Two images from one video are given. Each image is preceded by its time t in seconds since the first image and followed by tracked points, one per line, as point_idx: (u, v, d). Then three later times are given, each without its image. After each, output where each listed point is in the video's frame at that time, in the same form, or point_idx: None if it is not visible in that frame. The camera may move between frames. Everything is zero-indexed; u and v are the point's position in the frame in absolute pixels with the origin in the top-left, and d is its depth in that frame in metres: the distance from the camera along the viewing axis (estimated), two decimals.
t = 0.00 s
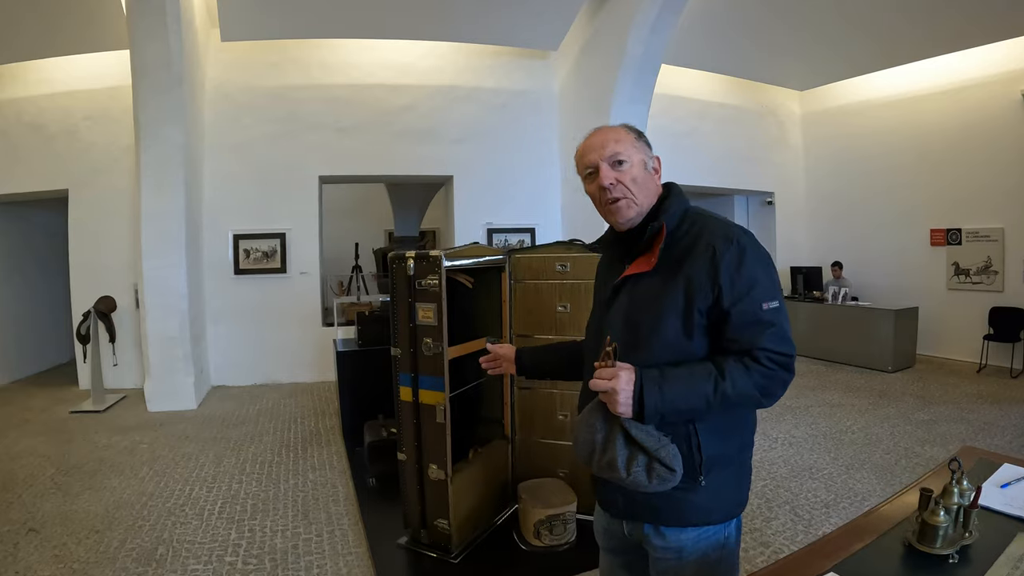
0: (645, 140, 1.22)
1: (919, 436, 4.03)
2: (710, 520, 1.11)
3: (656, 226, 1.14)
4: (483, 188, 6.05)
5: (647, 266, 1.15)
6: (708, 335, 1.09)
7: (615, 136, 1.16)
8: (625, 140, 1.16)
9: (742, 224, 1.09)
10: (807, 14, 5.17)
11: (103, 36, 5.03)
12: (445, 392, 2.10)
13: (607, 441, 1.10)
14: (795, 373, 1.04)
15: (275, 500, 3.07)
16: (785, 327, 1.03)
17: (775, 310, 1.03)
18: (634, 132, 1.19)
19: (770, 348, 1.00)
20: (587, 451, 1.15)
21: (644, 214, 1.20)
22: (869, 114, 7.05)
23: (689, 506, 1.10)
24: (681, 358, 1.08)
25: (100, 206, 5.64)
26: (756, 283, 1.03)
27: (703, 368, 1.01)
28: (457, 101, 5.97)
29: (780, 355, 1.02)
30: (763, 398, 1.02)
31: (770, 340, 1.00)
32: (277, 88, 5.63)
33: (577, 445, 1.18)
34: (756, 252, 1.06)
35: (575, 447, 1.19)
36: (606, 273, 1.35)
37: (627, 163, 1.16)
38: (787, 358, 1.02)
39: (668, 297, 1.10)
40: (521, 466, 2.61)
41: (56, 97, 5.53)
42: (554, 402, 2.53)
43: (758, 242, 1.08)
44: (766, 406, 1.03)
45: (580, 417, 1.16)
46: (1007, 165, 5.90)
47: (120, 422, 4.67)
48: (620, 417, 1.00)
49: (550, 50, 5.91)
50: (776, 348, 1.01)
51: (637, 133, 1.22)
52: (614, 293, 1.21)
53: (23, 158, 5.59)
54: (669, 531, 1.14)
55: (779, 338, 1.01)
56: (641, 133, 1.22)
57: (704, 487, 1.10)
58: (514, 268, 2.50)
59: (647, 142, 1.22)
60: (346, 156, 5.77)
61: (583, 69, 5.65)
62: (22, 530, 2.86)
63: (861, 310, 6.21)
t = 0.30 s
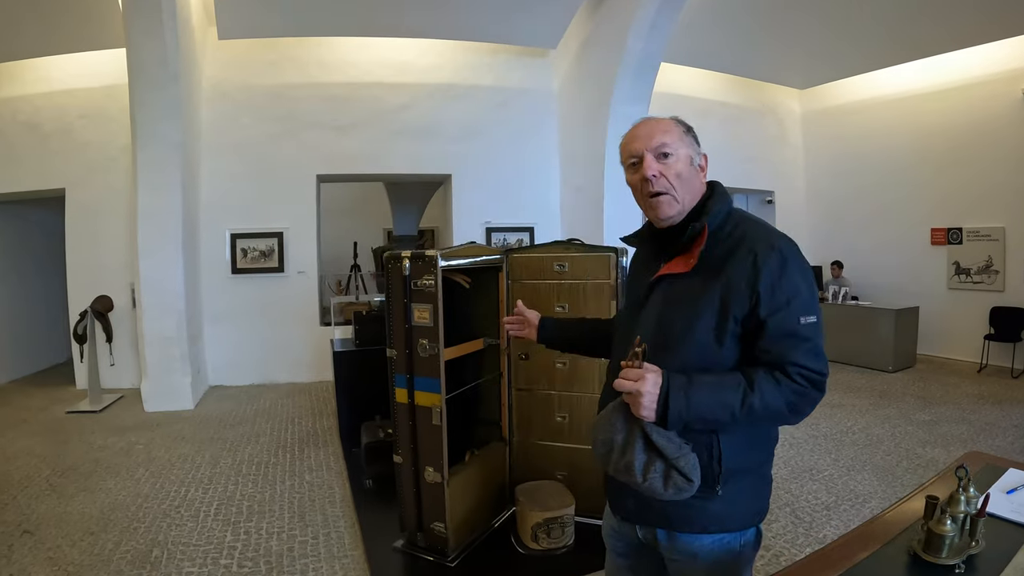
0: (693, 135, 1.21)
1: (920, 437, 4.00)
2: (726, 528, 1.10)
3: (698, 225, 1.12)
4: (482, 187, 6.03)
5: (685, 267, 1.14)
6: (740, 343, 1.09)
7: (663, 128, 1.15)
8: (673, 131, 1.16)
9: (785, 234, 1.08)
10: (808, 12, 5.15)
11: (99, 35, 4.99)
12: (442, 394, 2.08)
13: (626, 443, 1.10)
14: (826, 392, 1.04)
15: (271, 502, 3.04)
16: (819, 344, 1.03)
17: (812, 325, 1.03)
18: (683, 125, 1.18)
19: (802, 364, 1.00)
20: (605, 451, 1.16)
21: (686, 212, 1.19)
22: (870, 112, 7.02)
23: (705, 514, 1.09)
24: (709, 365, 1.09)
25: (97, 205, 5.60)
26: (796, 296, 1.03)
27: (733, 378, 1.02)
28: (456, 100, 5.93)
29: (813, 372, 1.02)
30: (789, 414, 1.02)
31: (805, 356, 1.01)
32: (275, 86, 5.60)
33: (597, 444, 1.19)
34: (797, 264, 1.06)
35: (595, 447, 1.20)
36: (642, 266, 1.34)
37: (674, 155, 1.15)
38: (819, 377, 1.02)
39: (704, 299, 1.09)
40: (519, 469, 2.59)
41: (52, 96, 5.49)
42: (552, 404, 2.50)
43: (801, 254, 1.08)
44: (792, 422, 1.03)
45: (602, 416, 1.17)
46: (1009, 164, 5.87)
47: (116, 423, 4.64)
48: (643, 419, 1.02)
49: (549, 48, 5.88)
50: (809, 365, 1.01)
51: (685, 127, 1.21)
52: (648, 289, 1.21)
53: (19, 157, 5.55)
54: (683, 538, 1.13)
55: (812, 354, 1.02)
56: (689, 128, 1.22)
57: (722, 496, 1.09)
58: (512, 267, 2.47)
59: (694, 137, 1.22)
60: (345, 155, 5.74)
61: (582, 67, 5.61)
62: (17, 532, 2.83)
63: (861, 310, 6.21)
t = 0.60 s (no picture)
0: (706, 134, 1.18)
1: (920, 437, 3.99)
2: (741, 528, 1.15)
3: (713, 231, 1.15)
4: (481, 186, 6.02)
5: (703, 271, 1.17)
6: (756, 351, 1.11)
7: (664, 136, 1.15)
8: (675, 140, 1.15)
9: (806, 241, 1.07)
10: (808, 11, 5.13)
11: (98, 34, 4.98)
12: (435, 394, 2.07)
13: (641, 447, 1.14)
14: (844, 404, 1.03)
15: (268, 501, 3.04)
16: (838, 354, 1.02)
17: (831, 335, 1.02)
18: (691, 129, 1.16)
19: (817, 378, 1.00)
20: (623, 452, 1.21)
21: (699, 215, 1.21)
22: (870, 111, 7.00)
23: (721, 514, 1.14)
24: (724, 372, 1.12)
25: (95, 204, 5.60)
26: (813, 306, 1.02)
27: (744, 389, 1.04)
28: (456, 98, 5.92)
29: (828, 384, 1.01)
30: (803, 425, 1.03)
31: (819, 368, 1.01)
32: (274, 84, 5.59)
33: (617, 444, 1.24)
34: (817, 272, 1.05)
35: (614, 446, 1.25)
36: (672, 267, 1.38)
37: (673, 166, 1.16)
38: (835, 389, 1.02)
39: (720, 307, 1.12)
40: (514, 469, 2.58)
41: (51, 95, 5.48)
42: (548, 404, 2.49)
43: (823, 262, 1.07)
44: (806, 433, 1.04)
45: (620, 420, 1.22)
46: (1011, 164, 5.84)
47: (114, 421, 4.64)
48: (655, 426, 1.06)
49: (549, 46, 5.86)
50: (823, 376, 1.01)
51: (700, 127, 1.18)
52: (669, 292, 1.25)
53: (17, 155, 5.54)
54: (700, 535, 1.18)
55: (828, 366, 1.01)
56: (704, 126, 1.17)
57: (737, 498, 1.13)
58: (507, 266, 2.45)
59: (710, 136, 1.18)
60: (343, 154, 5.73)
61: (582, 66, 5.59)
62: (14, 530, 2.83)
63: (861, 310, 6.21)
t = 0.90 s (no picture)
0: (665, 153, 1.16)
1: (918, 438, 3.98)
2: (719, 520, 1.19)
3: (696, 231, 1.17)
4: (480, 185, 6.02)
5: (687, 269, 1.21)
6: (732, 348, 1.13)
7: (629, 158, 1.22)
8: (636, 161, 1.21)
9: (784, 243, 1.08)
10: (808, 10, 5.12)
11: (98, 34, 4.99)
12: (428, 392, 2.07)
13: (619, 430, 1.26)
14: (811, 408, 1.04)
15: (264, 498, 3.05)
16: (806, 359, 1.03)
17: (799, 339, 1.03)
18: (646, 154, 1.18)
19: (782, 380, 1.02)
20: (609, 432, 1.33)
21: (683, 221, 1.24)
22: (870, 110, 6.99)
23: (699, 503, 1.20)
24: (700, 366, 1.16)
25: (96, 203, 5.62)
26: (783, 308, 1.04)
27: (712, 384, 1.08)
28: (455, 98, 5.93)
29: (794, 387, 1.03)
30: (767, 426, 1.05)
31: (784, 370, 1.02)
32: (274, 84, 5.60)
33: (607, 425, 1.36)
34: (791, 274, 1.06)
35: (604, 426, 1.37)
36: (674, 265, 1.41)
37: (638, 187, 1.24)
38: (801, 392, 1.03)
39: (699, 304, 1.16)
40: (509, 467, 2.59)
41: (52, 94, 5.50)
42: (541, 403, 2.49)
43: (801, 265, 1.07)
44: (771, 433, 1.06)
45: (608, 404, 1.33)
46: (1012, 164, 5.82)
47: (114, 419, 4.66)
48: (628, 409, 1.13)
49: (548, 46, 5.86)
50: (788, 380, 1.02)
51: (661, 145, 1.17)
52: (662, 287, 1.30)
53: (19, 154, 5.56)
54: (682, 523, 1.24)
55: (795, 369, 1.02)
56: (664, 144, 1.16)
57: (712, 490, 1.18)
58: (502, 265, 2.46)
59: (671, 153, 1.16)
60: (343, 153, 5.74)
61: (581, 65, 5.59)
62: (12, 527, 2.84)
63: (861, 309, 6.18)
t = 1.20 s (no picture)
0: (643, 167, 1.27)
1: (915, 438, 3.97)
2: (698, 501, 1.28)
3: (672, 232, 1.28)
4: (479, 185, 6.03)
5: (664, 265, 1.32)
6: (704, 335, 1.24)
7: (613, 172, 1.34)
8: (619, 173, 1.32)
9: (749, 239, 1.18)
10: (807, 9, 5.10)
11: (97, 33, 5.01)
12: (419, 390, 2.08)
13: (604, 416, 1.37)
14: (775, 387, 1.15)
15: (260, 496, 3.06)
16: (769, 342, 1.14)
17: (761, 324, 1.14)
18: (626, 168, 1.29)
19: (747, 362, 1.13)
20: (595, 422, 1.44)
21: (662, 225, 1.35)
22: (871, 109, 6.96)
23: (680, 485, 1.29)
24: (675, 352, 1.27)
25: (96, 202, 5.64)
26: (746, 297, 1.14)
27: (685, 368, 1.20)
28: (454, 97, 5.93)
29: (759, 368, 1.14)
30: (737, 405, 1.16)
31: (749, 353, 1.13)
32: (273, 83, 5.61)
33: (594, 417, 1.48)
34: (755, 266, 1.16)
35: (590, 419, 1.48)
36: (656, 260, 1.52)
37: (623, 197, 1.35)
38: (765, 372, 1.14)
39: (673, 296, 1.27)
40: (502, 467, 2.59)
41: (52, 93, 5.52)
42: (534, 402, 2.50)
43: (764, 258, 1.17)
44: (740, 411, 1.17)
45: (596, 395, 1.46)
46: (1011, 163, 5.80)
47: (114, 417, 4.68)
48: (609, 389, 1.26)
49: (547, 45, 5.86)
50: (753, 361, 1.13)
51: (639, 159, 1.28)
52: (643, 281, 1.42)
53: (20, 154, 5.59)
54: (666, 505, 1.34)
55: (758, 352, 1.13)
56: (642, 157, 1.27)
57: (690, 471, 1.28)
58: (495, 265, 2.47)
59: (648, 166, 1.27)
60: (342, 152, 5.75)
61: (580, 64, 5.59)
62: (10, 523, 2.85)
63: (860, 308, 6.16)
